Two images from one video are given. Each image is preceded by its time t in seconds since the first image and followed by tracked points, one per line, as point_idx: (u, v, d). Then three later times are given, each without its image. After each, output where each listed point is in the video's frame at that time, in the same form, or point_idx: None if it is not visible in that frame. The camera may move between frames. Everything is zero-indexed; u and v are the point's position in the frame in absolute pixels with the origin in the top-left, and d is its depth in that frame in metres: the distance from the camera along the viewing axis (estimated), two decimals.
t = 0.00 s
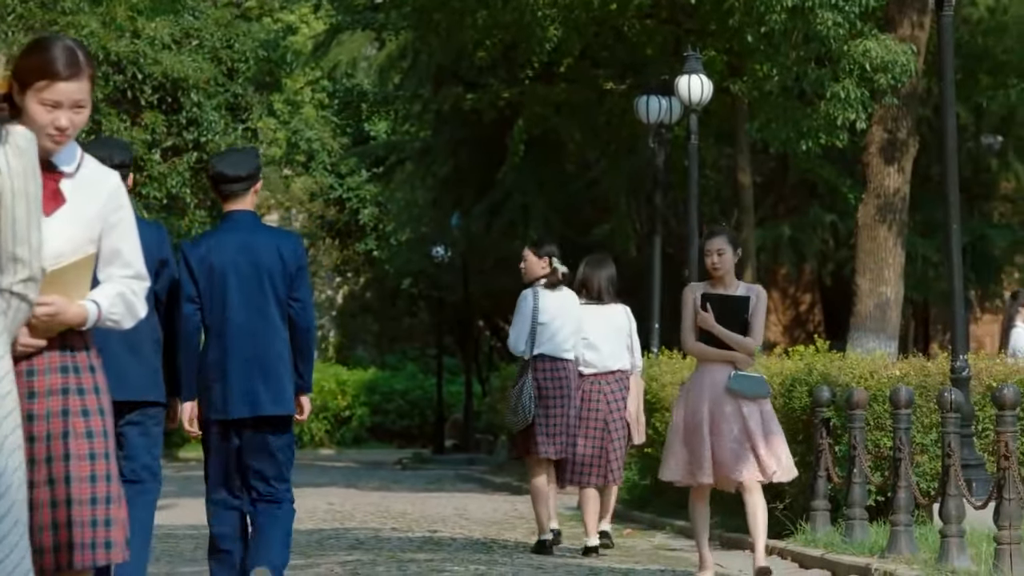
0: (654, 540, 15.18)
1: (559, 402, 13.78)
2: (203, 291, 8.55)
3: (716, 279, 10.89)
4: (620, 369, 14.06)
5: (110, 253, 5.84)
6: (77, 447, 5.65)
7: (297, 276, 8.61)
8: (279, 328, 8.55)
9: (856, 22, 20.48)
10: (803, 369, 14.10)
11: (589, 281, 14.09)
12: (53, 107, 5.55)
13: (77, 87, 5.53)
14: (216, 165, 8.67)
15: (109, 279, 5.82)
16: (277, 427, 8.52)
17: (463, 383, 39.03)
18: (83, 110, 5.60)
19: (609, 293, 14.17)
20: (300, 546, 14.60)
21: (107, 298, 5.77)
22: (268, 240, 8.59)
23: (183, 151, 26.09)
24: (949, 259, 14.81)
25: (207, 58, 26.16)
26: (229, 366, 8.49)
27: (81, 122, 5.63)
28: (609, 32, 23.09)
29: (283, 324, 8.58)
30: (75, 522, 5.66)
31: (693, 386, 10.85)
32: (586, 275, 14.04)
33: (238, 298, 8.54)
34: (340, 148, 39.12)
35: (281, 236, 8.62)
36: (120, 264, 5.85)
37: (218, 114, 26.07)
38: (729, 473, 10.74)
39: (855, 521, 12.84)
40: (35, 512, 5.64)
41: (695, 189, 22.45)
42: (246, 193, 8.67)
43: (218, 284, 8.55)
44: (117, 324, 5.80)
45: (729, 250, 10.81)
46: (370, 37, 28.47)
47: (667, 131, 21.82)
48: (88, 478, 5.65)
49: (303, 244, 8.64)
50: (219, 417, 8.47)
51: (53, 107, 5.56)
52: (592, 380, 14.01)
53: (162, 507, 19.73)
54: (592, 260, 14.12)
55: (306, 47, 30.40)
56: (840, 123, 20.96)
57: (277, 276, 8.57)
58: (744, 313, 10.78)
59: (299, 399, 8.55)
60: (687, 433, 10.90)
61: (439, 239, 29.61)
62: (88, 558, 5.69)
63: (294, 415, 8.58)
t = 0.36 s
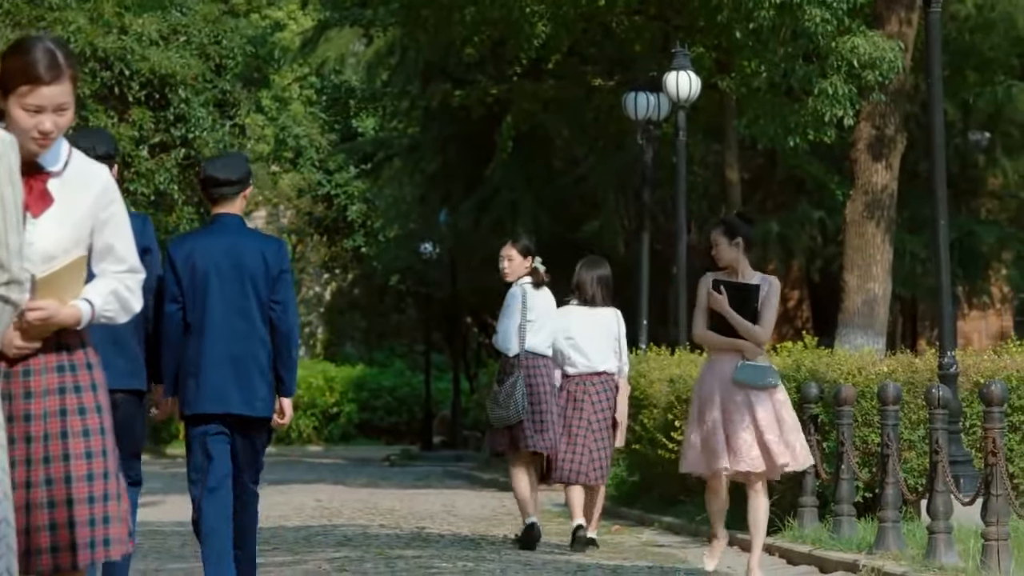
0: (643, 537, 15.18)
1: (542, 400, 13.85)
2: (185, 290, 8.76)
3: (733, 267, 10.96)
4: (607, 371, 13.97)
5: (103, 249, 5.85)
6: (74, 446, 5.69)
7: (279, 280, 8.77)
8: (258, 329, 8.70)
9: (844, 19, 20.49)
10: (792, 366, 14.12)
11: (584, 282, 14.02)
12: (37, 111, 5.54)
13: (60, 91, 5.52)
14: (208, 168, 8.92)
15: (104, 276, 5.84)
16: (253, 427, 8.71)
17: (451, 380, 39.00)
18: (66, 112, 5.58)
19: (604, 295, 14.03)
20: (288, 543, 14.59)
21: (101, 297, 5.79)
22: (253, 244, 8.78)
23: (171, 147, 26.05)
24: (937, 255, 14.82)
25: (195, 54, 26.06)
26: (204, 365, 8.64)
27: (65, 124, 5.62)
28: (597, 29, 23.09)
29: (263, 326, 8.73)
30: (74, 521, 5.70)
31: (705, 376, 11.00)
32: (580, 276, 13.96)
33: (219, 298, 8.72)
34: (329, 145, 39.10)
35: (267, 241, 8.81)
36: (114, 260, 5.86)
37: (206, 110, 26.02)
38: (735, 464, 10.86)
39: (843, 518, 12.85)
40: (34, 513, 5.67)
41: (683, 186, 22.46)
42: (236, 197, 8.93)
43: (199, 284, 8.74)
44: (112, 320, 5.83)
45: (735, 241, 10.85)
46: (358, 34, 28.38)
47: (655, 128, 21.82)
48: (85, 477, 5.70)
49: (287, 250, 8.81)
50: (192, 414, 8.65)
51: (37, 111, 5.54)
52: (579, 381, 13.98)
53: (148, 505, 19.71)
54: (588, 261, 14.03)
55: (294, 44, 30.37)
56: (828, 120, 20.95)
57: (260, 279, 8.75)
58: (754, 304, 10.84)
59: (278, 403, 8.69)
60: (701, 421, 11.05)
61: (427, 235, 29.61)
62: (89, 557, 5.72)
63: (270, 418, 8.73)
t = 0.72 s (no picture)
0: (630, 534, 15.18)
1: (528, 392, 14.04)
2: (178, 274, 8.94)
3: (725, 270, 10.92)
4: (594, 362, 14.09)
5: (92, 244, 5.84)
6: (63, 443, 5.69)
7: (271, 269, 9.04)
8: (249, 315, 8.95)
9: (831, 15, 20.49)
10: (780, 362, 14.13)
11: (574, 273, 14.18)
12: (20, 109, 5.52)
13: (41, 87, 5.51)
14: (205, 155, 9.16)
15: (92, 271, 5.83)
16: (238, 409, 8.86)
17: (438, 376, 38.96)
18: (49, 108, 5.56)
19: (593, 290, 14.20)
20: (274, 539, 14.57)
21: (90, 292, 5.77)
22: (247, 232, 9.03)
23: (157, 144, 26.07)
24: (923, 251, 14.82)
25: (182, 51, 26.03)
26: (194, 347, 8.82)
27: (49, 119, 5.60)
28: (585, 25, 23.09)
29: (253, 313, 8.99)
30: (64, 518, 5.70)
31: (694, 380, 10.95)
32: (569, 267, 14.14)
33: (211, 283, 8.93)
34: (316, 141, 39.07)
35: (259, 230, 9.07)
36: (103, 255, 5.86)
37: (193, 106, 26.00)
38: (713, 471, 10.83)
39: (831, 514, 12.87)
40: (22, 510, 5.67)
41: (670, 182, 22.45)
42: (231, 183, 9.18)
43: (192, 268, 8.95)
44: (101, 315, 5.82)
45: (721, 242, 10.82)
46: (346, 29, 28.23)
47: (642, 125, 21.82)
48: (74, 474, 5.70)
49: (279, 239, 9.08)
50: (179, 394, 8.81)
51: (20, 109, 5.52)
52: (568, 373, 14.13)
53: (135, 501, 19.69)
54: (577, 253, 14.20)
55: (281, 40, 30.36)
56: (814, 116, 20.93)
57: (253, 266, 8.99)
58: (741, 306, 10.79)
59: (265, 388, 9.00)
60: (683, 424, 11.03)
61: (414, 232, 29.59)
62: (79, 554, 5.73)
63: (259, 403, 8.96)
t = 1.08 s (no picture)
0: (616, 530, 15.21)
1: (504, 393, 14.33)
2: (156, 287, 9.02)
3: (702, 261, 10.90)
4: (580, 360, 14.10)
5: (80, 240, 5.83)
6: (50, 439, 5.68)
7: (247, 272, 9.04)
8: (228, 320, 8.98)
9: (818, 12, 20.48)
10: (766, 358, 14.14)
11: (559, 271, 14.20)
12: (4, 103, 5.50)
13: (26, 82, 5.48)
14: (172, 167, 9.16)
15: (81, 267, 5.81)
16: (222, 415, 8.93)
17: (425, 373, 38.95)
18: (36, 101, 5.54)
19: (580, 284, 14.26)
20: (261, 536, 14.53)
21: (78, 288, 5.76)
22: (220, 238, 9.04)
23: (143, 140, 26.04)
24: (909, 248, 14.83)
25: (168, 46, 26.01)
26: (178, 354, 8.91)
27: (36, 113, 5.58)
28: (572, 21, 23.08)
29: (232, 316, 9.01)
30: (50, 514, 5.68)
31: (674, 369, 10.88)
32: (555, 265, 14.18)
33: (188, 292, 8.98)
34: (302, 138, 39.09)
35: (233, 235, 9.07)
36: (91, 251, 5.84)
37: (179, 103, 25.98)
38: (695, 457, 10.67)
39: (817, 511, 12.87)
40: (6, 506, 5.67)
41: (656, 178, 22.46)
42: (200, 193, 9.15)
43: (168, 280, 9.00)
44: (90, 311, 5.80)
45: (701, 233, 10.80)
46: (332, 26, 28.37)
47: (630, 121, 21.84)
48: (60, 470, 5.69)
49: (253, 243, 9.06)
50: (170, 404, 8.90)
51: (5, 103, 5.50)
52: (553, 369, 14.15)
53: (122, 498, 19.67)
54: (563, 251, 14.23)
55: (268, 37, 30.36)
56: (801, 113, 20.91)
57: (228, 272, 9.01)
58: (721, 294, 10.74)
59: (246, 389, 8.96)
60: (661, 414, 10.93)
61: (401, 228, 29.61)
62: (65, 550, 5.72)
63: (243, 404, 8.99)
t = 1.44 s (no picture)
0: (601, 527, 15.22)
1: (492, 388, 14.59)
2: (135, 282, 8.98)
3: (679, 265, 10.76)
4: (576, 363, 14.21)
5: (65, 237, 5.82)
6: (37, 436, 5.67)
7: (225, 269, 9.00)
8: (205, 317, 8.94)
9: (803, 10, 20.49)
10: (751, 356, 14.15)
11: (558, 275, 14.27)
12: None
13: (8, 79, 5.47)
14: (154, 166, 9.14)
15: (65, 265, 5.81)
16: (196, 410, 8.93)
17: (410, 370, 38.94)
18: (19, 99, 5.53)
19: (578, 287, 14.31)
20: (246, 534, 14.50)
21: (62, 284, 5.76)
22: (199, 234, 9.00)
23: (128, 137, 26.00)
24: (894, 245, 14.84)
25: (153, 44, 26.00)
26: (154, 350, 8.87)
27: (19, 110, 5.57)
28: (557, 18, 23.09)
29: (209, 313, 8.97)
30: (38, 510, 5.68)
31: (650, 377, 10.74)
32: (554, 269, 14.26)
33: (168, 287, 8.94)
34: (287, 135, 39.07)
35: (212, 232, 9.02)
36: (76, 248, 5.83)
37: (165, 100, 25.94)
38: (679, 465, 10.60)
39: (802, 509, 12.88)
40: None
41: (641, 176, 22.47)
42: (181, 192, 9.13)
43: (147, 275, 8.96)
44: (75, 308, 5.80)
45: (680, 240, 10.62)
46: (317, 23, 28.37)
47: (615, 119, 21.82)
48: (48, 466, 5.68)
49: (233, 241, 9.02)
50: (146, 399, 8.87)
51: None
52: (550, 372, 14.25)
53: (106, 496, 19.63)
54: (562, 255, 14.31)
55: (252, 34, 30.33)
56: (786, 111, 20.91)
57: (206, 268, 8.98)
58: (698, 301, 10.63)
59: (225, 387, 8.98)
60: (642, 426, 10.79)
61: (387, 226, 29.61)
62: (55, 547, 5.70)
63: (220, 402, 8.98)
